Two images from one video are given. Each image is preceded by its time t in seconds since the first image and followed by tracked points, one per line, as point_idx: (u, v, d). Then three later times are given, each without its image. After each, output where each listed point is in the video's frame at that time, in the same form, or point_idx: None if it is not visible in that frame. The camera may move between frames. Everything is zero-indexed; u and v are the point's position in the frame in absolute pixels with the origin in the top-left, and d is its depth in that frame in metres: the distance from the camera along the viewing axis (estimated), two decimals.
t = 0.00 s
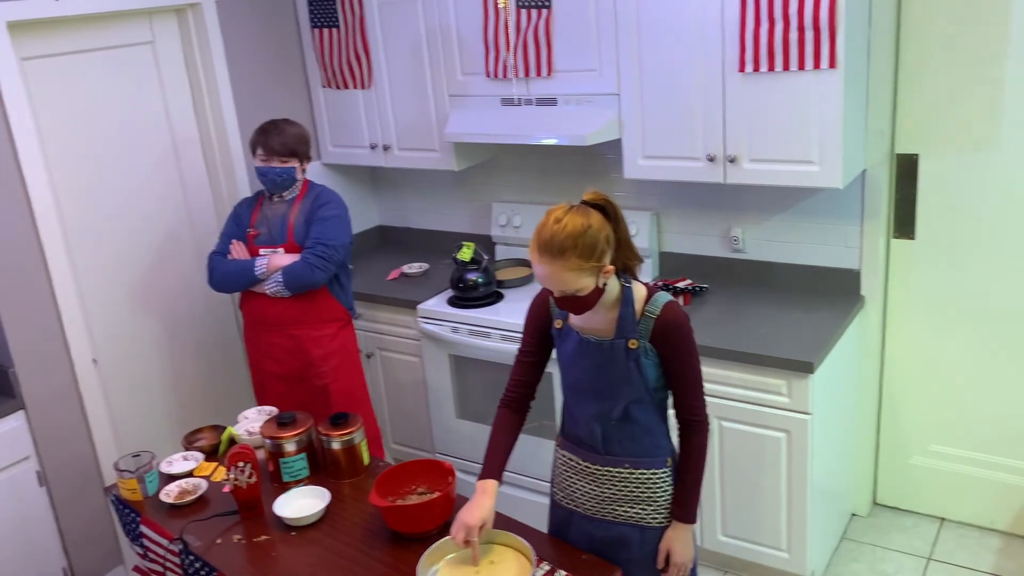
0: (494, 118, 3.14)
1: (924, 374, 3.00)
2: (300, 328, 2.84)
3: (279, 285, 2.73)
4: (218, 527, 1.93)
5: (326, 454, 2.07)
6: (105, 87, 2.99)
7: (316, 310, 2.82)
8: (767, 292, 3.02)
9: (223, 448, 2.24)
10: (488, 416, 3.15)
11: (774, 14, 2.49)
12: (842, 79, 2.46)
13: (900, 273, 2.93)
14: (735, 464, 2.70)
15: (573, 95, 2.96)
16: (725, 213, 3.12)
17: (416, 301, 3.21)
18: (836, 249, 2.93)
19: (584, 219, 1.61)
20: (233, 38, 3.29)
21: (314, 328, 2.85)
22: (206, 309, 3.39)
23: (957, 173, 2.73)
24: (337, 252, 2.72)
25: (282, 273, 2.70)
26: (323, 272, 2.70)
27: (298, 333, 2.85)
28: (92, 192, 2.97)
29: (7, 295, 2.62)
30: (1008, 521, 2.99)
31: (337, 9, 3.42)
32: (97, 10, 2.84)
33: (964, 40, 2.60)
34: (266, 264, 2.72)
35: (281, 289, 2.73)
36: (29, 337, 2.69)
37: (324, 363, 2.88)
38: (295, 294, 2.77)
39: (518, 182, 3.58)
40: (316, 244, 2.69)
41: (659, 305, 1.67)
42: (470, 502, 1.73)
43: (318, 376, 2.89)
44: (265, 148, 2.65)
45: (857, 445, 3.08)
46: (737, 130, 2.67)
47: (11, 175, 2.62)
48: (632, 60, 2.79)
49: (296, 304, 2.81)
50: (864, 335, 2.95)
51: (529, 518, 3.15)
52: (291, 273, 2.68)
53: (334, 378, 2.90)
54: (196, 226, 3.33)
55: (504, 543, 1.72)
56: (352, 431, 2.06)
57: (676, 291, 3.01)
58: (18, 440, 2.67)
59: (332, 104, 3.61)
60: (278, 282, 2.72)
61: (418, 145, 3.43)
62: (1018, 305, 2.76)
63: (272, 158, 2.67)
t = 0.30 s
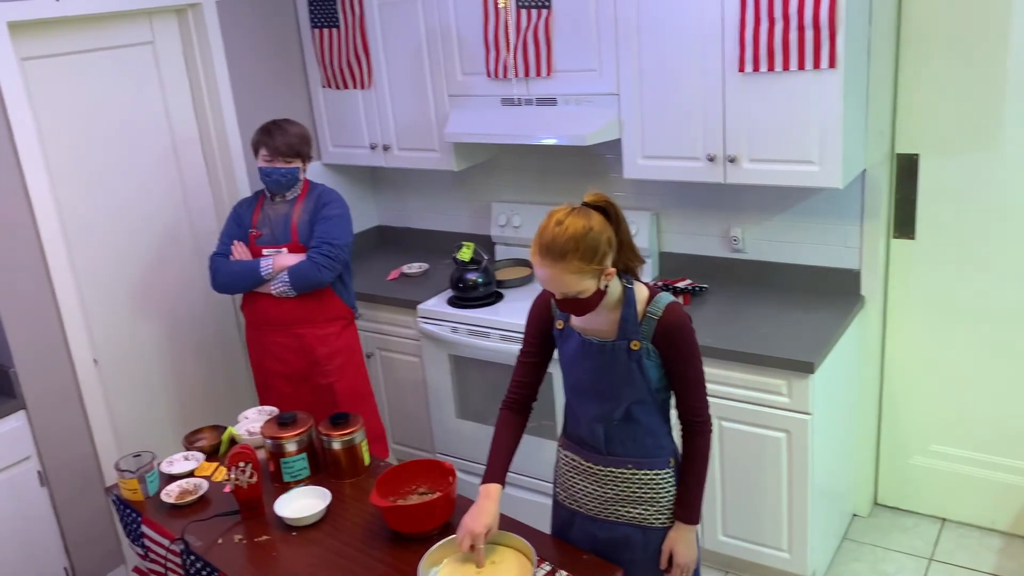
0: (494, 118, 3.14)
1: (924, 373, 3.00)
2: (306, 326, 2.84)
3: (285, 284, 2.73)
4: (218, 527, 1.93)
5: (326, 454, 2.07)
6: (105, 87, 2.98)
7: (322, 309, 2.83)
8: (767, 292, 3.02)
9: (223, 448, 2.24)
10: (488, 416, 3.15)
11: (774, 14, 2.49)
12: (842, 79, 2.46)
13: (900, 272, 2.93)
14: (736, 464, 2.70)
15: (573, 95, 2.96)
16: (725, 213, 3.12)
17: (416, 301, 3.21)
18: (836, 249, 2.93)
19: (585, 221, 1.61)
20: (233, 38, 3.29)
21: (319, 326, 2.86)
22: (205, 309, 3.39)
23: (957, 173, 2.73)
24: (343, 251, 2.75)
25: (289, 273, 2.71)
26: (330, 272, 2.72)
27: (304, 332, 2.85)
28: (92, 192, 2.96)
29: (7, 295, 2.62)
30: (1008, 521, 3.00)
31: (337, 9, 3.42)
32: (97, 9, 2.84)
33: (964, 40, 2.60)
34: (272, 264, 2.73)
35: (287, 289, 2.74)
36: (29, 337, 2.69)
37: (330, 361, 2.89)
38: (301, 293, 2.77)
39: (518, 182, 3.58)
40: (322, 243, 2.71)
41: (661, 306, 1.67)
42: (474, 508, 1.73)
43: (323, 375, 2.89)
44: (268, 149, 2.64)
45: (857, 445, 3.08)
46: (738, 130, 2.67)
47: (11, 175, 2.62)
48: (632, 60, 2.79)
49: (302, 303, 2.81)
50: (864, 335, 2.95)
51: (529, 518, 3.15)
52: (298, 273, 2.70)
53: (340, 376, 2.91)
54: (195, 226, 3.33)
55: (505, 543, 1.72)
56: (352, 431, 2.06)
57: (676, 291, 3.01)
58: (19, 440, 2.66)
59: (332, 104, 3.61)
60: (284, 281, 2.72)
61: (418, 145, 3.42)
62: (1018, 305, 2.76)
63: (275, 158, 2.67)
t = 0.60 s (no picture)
0: (494, 118, 3.14)
1: (924, 373, 3.00)
2: (308, 326, 2.85)
3: (288, 285, 2.73)
4: (218, 527, 1.93)
5: (326, 454, 2.08)
6: (106, 87, 2.99)
7: (324, 308, 2.84)
8: (766, 292, 3.02)
9: (223, 448, 2.24)
10: (487, 415, 3.15)
11: (774, 14, 2.49)
12: (842, 79, 2.46)
13: (900, 272, 2.92)
14: (735, 464, 2.69)
15: (573, 95, 2.96)
16: (725, 213, 3.11)
17: (416, 301, 3.22)
18: (836, 249, 2.93)
19: (584, 218, 1.61)
20: (234, 38, 3.29)
21: (322, 326, 2.86)
22: (206, 308, 3.39)
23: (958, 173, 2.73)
24: (345, 250, 2.76)
25: (292, 273, 2.71)
26: (334, 271, 2.73)
27: (307, 332, 2.85)
28: (93, 192, 2.97)
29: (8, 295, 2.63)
30: (1008, 521, 2.99)
31: (339, 9, 3.42)
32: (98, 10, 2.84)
33: (965, 40, 2.60)
34: (275, 264, 2.73)
35: (291, 289, 2.74)
36: (30, 337, 2.70)
37: (333, 360, 2.90)
38: (304, 293, 2.78)
39: (519, 182, 3.59)
40: (324, 243, 2.71)
41: (662, 307, 1.66)
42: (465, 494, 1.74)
43: (326, 374, 2.90)
44: (269, 150, 2.65)
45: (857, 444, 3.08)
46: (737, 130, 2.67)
47: (12, 175, 2.62)
48: (633, 60, 2.79)
49: (305, 303, 2.82)
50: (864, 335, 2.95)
51: (529, 517, 3.15)
52: (301, 273, 2.70)
53: (343, 375, 2.92)
54: (196, 226, 3.34)
55: (504, 543, 1.72)
56: (351, 431, 2.06)
57: (676, 291, 3.01)
58: (19, 440, 2.67)
59: (333, 104, 3.62)
60: (287, 281, 2.73)
61: (418, 145, 3.43)
62: (1019, 305, 2.75)
63: (275, 159, 2.67)
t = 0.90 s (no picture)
0: (494, 118, 3.14)
1: (924, 374, 3.00)
2: (311, 326, 2.85)
3: (290, 285, 2.73)
4: (217, 527, 1.93)
5: (326, 454, 2.07)
6: (105, 88, 2.99)
7: (327, 307, 2.84)
8: (767, 292, 3.02)
9: (223, 448, 2.24)
10: (487, 415, 3.15)
11: (774, 14, 2.49)
12: (842, 79, 2.46)
13: (900, 273, 2.92)
14: (735, 464, 2.69)
15: (573, 95, 2.96)
16: (725, 213, 3.11)
17: (416, 301, 3.22)
18: (836, 248, 2.93)
19: (571, 207, 1.65)
20: (234, 38, 3.29)
21: (324, 325, 2.86)
22: (206, 308, 3.39)
23: (958, 174, 2.73)
24: (345, 250, 2.76)
25: (293, 274, 2.71)
26: (335, 271, 2.73)
27: (310, 331, 2.85)
28: (92, 192, 2.97)
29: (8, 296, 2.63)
30: (1009, 521, 2.99)
31: (338, 9, 3.42)
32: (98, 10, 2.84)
33: (965, 40, 2.60)
34: (277, 265, 2.73)
35: (293, 289, 2.74)
36: (29, 337, 2.70)
37: (335, 359, 2.90)
38: (306, 294, 2.78)
39: (519, 182, 3.59)
40: (324, 243, 2.72)
41: (662, 307, 1.66)
42: (461, 514, 1.70)
43: (329, 372, 2.91)
44: (265, 151, 2.65)
45: (857, 444, 3.08)
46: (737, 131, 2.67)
47: (12, 176, 2.62)
48: (632, 60, 2.79)
49: (307, 302, 2.82)
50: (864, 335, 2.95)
51: (529, 517, 3.15)
52: (303, 273, 2.70)
53: (346, 372, 2.93)
54: (196, 226, 3.34)
55: (505, 544, 1.72)
56: (351, 431, 2.06)
57: (676, 291, 3.01)
58: (18, 440, 2.67)
59: (332, 104, 3.61)
60: (289, 282, 2.73)
61: (418, 145, 3.43)
62: (1019, 305, 2.75)
63: (272, 160, 2.67)
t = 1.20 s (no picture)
0: (494, 118, 3.14)
1: (924, 374, 3.00)
2: (314, 325, 2.85)
3: (292, 288, 2.74)
4: (218, 527, 1.93)
5: (326, 454, 2.07)
6: (105, 87, 2.99)
7: (330, 306, 2.85)
8: (767, 292, 3.02)
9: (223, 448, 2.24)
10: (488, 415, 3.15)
11: (774, 14, 2.49)
12: (842, 79, 2.46)
13: (900, 273, 2.93)
14: (736, 464, 2.69)
15: (573, 95, 2.96)
16: (725, 214, 3.12)
17: (416, 301, 3.21)
18: (836, 248, 2.93)
19: (571, 199, 1.67)
20: (233, 39, 3.29)
21: (327, 324, 2.86)
22: (206, 308, 3.39)
23: (958, 173, 2.73)
24: (346, 249, 2.76)
25: (295, 276, 2.71)
26: (337, 272, 2.74)
27: (313, 331, 2.85)
28: (92, 192, 2.97)
29: (8, 296, 2.62)
30: (1009, 521, 2.99)
31: (337, 9, 3.42)
32: (98, 10, 2.84)
33: (965, 40, 2.60)
34: (278, 268, 2.73)
35: (295, 291, 2.74)
36: (29, 338, 2.69)
37: (339, 357, 2.91)
38: (308, 295, 2.78)
39: (518, 183, 3.59)
40: (325, 244, 2.72)
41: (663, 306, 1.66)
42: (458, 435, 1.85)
43: (332, 371, 2.91)
44: (259, 151, 2.64)
45: (857, 444, 3.08)
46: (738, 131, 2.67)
47: (12, 176, 2.62)
48: (632, 60, 2.79)
49: (308, 303, 2.82)
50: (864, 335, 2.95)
51: (529, 517, 3.15)
52: (304, 275, 2.71)
53: (349, 370, 2.93)
54: (195, 226, 3.33)
55: (506, 543, 1.72)
56: (352, 431, 2.06)
57: (676, 291, 3.01)
58: (18, 441, 2.67)
59: (332, 104, 3.61)
60: (291, 284, 2.73)
61: (418, 145, 3.42)
62: (1019, 305, 2.76)
63: (267, 161, 2.66)
